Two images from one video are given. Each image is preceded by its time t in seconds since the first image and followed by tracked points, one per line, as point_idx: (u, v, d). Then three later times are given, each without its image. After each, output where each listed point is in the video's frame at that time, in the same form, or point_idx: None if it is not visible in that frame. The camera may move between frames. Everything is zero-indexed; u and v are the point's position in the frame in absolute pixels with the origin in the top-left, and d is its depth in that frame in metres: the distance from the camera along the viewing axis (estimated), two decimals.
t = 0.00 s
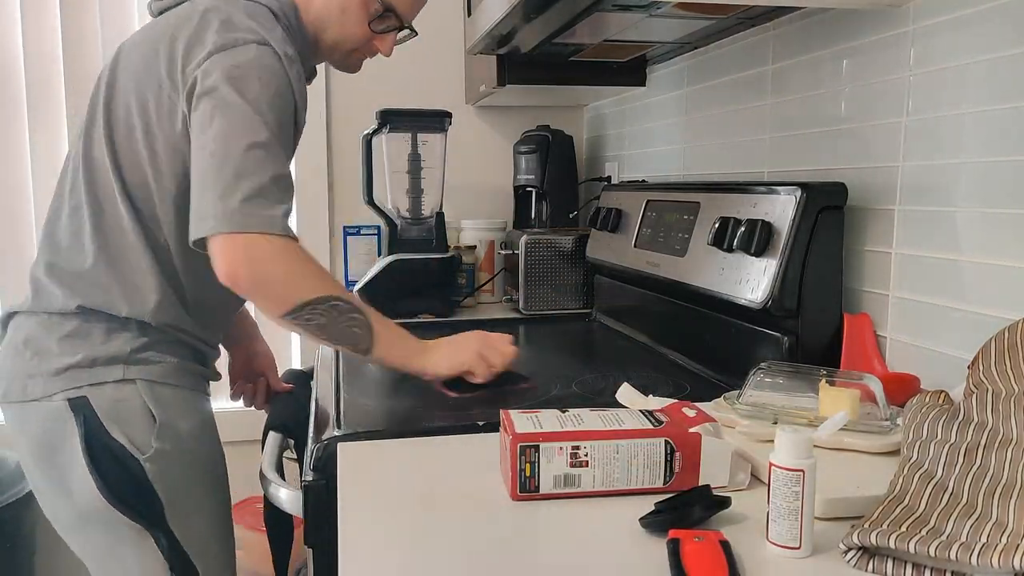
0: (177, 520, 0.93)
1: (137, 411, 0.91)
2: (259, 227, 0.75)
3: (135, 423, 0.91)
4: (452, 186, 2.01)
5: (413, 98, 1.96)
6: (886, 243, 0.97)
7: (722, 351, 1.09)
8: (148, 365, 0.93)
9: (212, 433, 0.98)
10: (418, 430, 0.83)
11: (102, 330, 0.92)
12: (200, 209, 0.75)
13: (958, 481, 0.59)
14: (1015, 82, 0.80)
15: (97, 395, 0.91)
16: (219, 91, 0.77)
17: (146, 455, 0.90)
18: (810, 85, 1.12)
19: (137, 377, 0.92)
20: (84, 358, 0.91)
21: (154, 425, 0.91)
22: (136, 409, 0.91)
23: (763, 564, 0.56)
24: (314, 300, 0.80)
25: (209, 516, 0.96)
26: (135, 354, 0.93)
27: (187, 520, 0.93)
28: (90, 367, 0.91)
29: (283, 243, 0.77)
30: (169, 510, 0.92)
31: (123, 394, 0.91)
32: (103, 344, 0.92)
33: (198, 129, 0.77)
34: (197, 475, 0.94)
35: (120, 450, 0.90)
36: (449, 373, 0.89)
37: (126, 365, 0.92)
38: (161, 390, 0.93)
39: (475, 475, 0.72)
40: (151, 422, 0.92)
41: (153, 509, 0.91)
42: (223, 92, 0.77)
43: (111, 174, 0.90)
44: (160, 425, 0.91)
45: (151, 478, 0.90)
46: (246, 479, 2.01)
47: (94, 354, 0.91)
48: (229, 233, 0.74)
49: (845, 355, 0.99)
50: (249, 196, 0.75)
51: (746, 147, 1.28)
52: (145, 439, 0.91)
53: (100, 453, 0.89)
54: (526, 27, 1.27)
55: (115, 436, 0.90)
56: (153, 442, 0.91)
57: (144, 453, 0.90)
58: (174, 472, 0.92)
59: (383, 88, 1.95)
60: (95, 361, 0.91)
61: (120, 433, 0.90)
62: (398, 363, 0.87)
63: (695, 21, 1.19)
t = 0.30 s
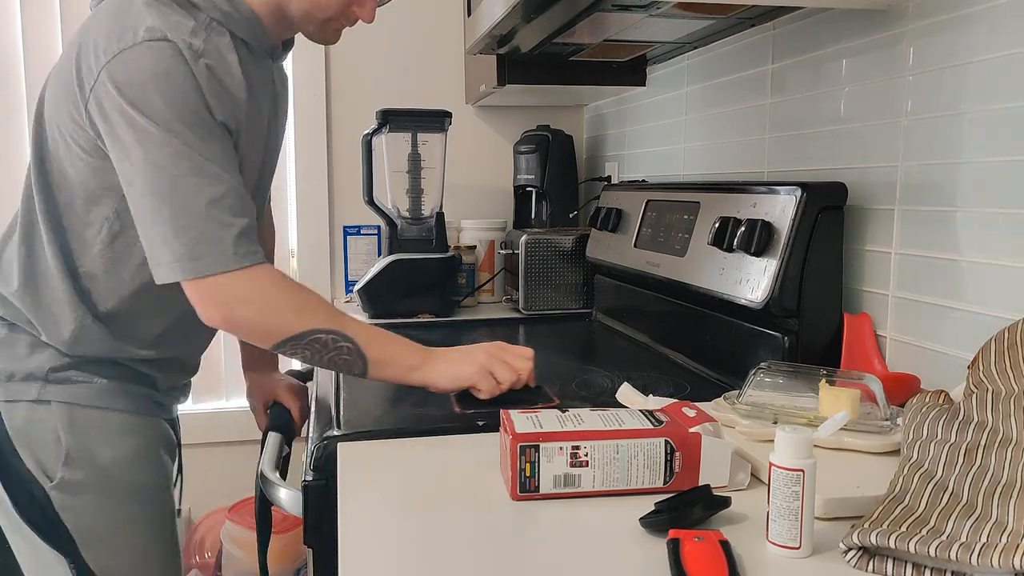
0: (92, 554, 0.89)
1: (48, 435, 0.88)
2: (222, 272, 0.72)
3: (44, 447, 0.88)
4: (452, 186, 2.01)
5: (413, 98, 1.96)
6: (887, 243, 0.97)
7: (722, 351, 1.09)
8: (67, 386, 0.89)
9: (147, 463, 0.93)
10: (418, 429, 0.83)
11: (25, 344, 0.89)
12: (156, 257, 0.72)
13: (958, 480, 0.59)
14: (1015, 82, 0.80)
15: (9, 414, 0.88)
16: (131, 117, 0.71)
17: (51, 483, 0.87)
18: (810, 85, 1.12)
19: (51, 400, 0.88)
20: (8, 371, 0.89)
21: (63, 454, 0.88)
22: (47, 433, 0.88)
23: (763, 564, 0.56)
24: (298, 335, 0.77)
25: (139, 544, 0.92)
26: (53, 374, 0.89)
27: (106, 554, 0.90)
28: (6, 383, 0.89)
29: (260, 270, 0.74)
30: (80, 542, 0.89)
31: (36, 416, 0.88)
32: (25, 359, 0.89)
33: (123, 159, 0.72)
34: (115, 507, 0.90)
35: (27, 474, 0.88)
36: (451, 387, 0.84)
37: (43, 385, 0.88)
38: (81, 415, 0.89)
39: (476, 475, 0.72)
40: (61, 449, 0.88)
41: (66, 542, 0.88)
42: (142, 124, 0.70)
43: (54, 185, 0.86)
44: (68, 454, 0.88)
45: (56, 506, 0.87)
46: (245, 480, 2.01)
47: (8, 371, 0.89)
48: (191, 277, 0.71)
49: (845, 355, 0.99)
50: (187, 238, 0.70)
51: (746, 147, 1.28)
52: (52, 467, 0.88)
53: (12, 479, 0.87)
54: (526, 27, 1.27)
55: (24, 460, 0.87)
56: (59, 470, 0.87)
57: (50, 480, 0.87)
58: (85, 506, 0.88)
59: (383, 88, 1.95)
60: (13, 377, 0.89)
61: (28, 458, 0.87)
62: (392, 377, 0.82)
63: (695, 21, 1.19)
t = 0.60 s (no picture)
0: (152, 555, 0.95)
1: (122, 438, 0.94)
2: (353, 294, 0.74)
3: (117, 449, 0.93)
4: (452, 186, 2.01)
5: (413, 98, 1.96)
6: (887, 243, 0.97)
7: (722, 351, 1.09)
8: (136, 391, 0.94)
9: (206, 465, 1.00)
10: (418, 429, 0.83)
11: (98, 349, 0.93)
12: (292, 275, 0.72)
13: (958, 480, 0.59)
14: (1015, 83, 0.80)
15: (82, 417, 0.93)
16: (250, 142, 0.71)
17: (123, 486, 0.93)
18: (810, 85, 1.11)
19: (125, 403, 0.93)
20: (74, 374, 0.92)
21: (136, 456, 0.94)
22: (121, 437, 0.94)
23: (763, 564, 0.56)
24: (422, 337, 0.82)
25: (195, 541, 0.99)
26: (127, 378, 0.94)
27: (164, 555, 0.96)
28: (78, 386, 0.93)
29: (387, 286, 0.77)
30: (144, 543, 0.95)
31: (111, 420, 0.93)
32: (94, 364, 0.93)
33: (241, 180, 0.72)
34: (176, 509, 0.97)
35: (98, 477, 0.93)
36: (529, 355, 0.94)
37: (116, 389, 0.93)
38: (151, 420, 0.95)
39: (475, 475, 0.72)
40: (133, 451, 0.94)
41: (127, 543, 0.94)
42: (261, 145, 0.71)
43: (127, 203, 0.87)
44: (141, 457, 0.94)
45: (127, 510, 0.94)
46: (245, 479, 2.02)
47: (84, 374, 0.93)
48: (321, 305, 0.73)
49: (844, 355, 0.99)
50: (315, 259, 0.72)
51: (746, 146, 1.28)
52: (125, 471, 0.94)
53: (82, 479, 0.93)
54: (526, 27, 1.27)
55: (96, 465, 0.93)
56: (133, 474, 0.93)
57: (122, 484, 0.93)
58: (150, 508, 0.95)
59: (383, 88, 1.95)
60: (85, 381, 0.93)
61: (100, 460, 0.93)
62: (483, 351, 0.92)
63: (695, 20, 1.19)
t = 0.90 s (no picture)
0: (180, 507, 1.03)
1: (147, 399, 1.01)
2: (372, 216, 0.83)
3: (144, 408, 1.01)
4: (452, 185, 2.01)
5: (413, 98, 1.96)
6: (887, 243, 0.97)
7: (722, 351, 1.09)
8: (160, 356, 1.03)
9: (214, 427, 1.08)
10: (418, 430, 0.83)
11: (122, 322, 1.01)
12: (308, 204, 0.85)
13: (958, 480, 0.59)
14: (1013, 83, 0.80)
15: (111, 380, 1.00)
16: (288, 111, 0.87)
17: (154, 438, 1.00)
18: (810, 84, 1.12)
19: (149, 367, 1.02)
20: (102, 344, 1.00)
21: (162, 412, 1.02)
22: (147, 397, 1.01)
23: (763, 564, 0.56)
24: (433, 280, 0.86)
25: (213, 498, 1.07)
26: (150, 346, 1.02)
27: (189, 506, 1.04)
28: (106, 354, 1.00)
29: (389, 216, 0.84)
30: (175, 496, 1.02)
31: (137, 381, 1.01)
32: (121, 334, 1.01)
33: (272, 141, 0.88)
34: (195, 464, 1.05)
35: (128, 432, 1.00)
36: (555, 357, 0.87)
37: (140, 354, 1.01)
38: (171, 382, 1.03)
39: (475, 475, 0.72)
40: (160, 408, 1.02)
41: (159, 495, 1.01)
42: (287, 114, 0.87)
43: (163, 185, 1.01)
44: (167, 413, 1.02)
45: (156, 459, 1.00)
46: (245, 478, 2.02)
47: (112, 343, 1.00)
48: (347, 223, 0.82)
49: (845, 355, 0.99)
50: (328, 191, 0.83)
51: (746, 146, 1.28)
52: (154, 424, 1.01)
53: (113, 435, 0.99)
54: (526, 27, 1.27)
55: (126, 420, 1.00)
56: (161, 425, 1.01)
57: (152, 436, 1.00)
58: (176, 460, 1.02)
59: (383, 88, 1.95)
60: (113, 349, 1.00)
61: (130, 417, 1.00)
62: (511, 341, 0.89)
63: (695, 20, 1.19)
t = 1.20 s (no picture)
0: (120, 510, 1.02)
1: (87, 401, 1.00)
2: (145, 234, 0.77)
3: (83, 411, 1.00)
4: (452, 185, 2.01)
5: (413, 98, 1.96)
6: (887, 243, 0.97)
7: (722, 351, 1.09)
8: (103, 360, 1.00)
9: (174, 429, 1.04)
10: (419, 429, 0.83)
11: (69, 325, 1.01)
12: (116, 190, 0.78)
13: (958, 480, 0.59)
14: (1013, 83, 0.80)
15: (54, 383, 1.01)
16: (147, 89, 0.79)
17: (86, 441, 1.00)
18: (810, 84, 1.11)
19: (89, 370, 1.00)
20: (52, 348, 1.01)
21: (98, 415, 1.00)
22: (87, 399, 1.00)
23: (763, 564, 0.56)
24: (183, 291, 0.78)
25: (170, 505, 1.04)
26: (90, 350, 1.00)
27: (131, 512, 1.02)
28: (54, 357, 1.01)
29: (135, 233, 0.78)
30: (111, 500, 1.01)
31: (78, 383, 1.00)
32: (68, 337, 1.01)
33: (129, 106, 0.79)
34: (145, 471, 1.02)
35: (66, 434, 1.00)
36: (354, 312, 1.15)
37: (82, 358, 1.00)
38: (113, 383, 1.00)
39: (476, 475, 0.72)
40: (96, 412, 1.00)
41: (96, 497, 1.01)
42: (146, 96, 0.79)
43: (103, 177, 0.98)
44: (103, 416, 1.00)
45: (89, 462, 1.00)
46: (245, 479, 2.01)
47: (57, 346, 1.01)
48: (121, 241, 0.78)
49: (845, 355, 0.99)
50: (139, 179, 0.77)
51: (746, 146, 1.28)
52: (87, 427, 1.00)
53: (57, 439, 1.01)
54: (526, 27, 1.27)
55: (64, 424, 1.00)
56: (93, 429, 0.99)
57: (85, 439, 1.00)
58: (115, 463, 1.01)
59: (382, 88, 1.95)
60: (59, 352, 1.01)
61: (68, 420, 1.00)
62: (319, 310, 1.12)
63: (695, 20, 1.19)
